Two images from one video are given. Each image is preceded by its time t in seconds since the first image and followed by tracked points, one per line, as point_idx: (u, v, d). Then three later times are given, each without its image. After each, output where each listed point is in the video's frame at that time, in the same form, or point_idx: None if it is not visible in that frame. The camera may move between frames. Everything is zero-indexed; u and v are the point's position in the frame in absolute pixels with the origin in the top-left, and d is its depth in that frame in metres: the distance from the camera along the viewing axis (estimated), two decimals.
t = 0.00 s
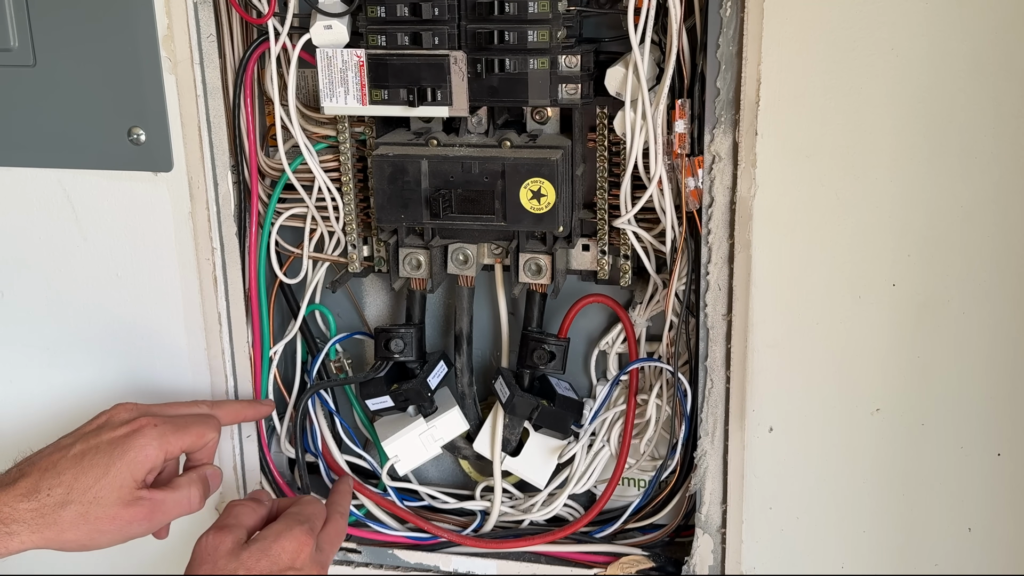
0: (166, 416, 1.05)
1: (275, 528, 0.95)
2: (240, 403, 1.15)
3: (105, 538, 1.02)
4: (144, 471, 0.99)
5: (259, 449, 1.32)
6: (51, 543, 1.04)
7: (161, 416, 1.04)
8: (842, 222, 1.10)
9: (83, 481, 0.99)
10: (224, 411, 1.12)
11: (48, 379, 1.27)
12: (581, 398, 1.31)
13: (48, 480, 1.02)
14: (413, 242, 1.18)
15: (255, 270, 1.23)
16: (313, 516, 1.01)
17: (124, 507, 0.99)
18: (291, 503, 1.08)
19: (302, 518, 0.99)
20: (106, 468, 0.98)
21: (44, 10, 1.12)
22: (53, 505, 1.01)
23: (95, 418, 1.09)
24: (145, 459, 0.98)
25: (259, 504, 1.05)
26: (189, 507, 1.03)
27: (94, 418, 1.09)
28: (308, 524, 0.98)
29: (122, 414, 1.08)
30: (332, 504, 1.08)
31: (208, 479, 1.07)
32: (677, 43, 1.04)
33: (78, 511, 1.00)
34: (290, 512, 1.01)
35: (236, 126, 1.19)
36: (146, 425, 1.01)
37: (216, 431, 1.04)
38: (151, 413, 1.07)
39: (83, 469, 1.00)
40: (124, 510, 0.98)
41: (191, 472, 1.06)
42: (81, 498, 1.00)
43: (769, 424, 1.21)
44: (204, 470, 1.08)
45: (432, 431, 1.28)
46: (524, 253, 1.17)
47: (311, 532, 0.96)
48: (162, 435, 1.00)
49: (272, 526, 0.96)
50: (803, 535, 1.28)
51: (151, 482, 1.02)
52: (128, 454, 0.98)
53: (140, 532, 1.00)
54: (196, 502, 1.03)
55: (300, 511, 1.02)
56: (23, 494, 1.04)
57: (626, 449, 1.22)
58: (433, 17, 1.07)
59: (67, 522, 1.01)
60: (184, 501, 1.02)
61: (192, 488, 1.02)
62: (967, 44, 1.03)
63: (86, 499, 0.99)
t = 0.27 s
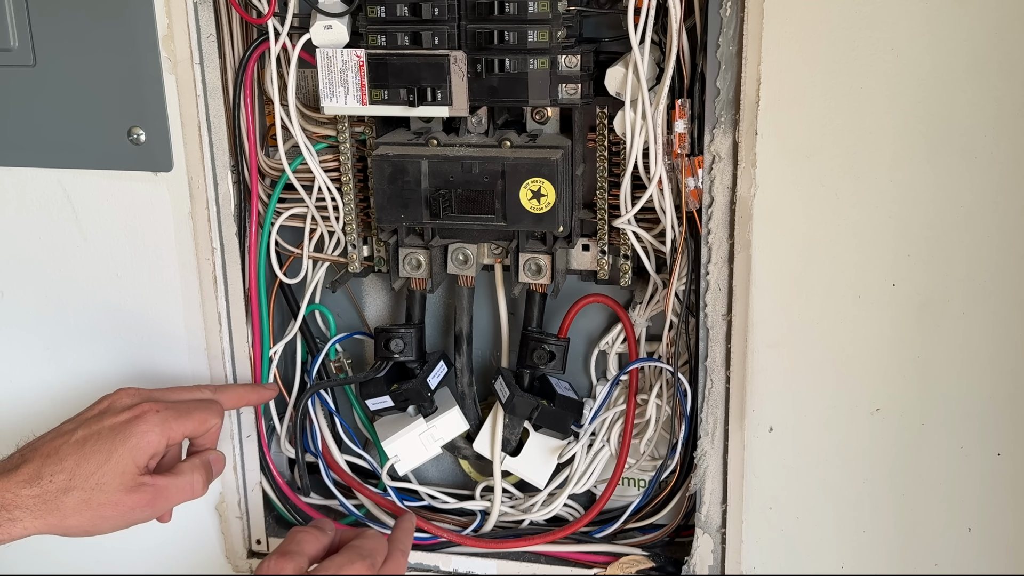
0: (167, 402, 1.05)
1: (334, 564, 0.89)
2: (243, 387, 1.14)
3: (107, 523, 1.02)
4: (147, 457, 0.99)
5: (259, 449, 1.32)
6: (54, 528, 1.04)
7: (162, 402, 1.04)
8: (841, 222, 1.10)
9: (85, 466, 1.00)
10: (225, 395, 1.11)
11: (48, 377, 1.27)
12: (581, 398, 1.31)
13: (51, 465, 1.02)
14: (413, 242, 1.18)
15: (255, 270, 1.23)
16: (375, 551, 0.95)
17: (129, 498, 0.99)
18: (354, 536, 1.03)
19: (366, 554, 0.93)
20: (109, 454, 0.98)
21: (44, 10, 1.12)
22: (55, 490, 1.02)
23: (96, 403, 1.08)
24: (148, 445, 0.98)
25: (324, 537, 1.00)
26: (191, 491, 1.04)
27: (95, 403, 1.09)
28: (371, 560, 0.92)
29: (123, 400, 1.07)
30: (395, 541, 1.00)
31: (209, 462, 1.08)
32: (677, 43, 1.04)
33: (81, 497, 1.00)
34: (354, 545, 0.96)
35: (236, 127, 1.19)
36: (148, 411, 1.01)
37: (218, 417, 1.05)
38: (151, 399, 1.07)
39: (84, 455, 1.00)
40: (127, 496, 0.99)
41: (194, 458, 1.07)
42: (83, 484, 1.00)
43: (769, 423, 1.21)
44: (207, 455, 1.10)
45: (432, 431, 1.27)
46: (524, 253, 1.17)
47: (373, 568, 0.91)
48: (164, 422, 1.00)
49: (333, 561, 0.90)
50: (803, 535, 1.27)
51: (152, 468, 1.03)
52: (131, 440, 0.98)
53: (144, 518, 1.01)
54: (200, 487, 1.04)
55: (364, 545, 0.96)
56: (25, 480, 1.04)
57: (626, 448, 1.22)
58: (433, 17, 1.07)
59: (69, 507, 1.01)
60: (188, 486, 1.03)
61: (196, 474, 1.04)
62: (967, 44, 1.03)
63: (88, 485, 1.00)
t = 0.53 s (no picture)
0: (166, 403, 1.05)
1: None
2: (243, 389, 1.14)
3: (108, 525, 1.01)
4: (146, 459, 0.99)
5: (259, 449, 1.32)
6: (54, 531, 1.03)
7: (161, 404, 1.04)
8: (841, 222, 1.10)
9: (84, 469, 0.99)
10: (225, 397, 1.11)
11: (48, 378, 1.27)
12: (581, 398, 1.31)
13: (50, 468, 1.01)
14: (413, 242, 1.18)
15: (255, 270, 1.23)
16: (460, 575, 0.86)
17: (132, 498, 0.99)
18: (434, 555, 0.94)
19: None
20: (108, 456, 0.98)
21: (44, 10, 1.12)
22: (54, 494, 1.01)
23: (95, 405, 1.09)
24: (147, 447, 0.98)
25: (405, 552, 0.91)
26: (191, 494, 1.04)
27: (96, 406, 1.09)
28: None
29: (123, 402, 1.07)
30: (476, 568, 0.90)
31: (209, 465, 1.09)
32: (677, 43, 1.04)
33: (80, 500, 0.99)
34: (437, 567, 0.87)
35: (236, 126, 1.18)
36: (147, 413, 1.01)
37: (218, 419, 1.05)
38: (151, 399, 1.07)
39: (84, 457, 0.99)
40: (127, 498, 0.99)
41: (194, 461, 1.08)
42: (82, 487, 0.99)
43: (769, 424, 1.21)
44: (206, 457, 1.10)
45: (431, 431, 1.27)
46: (524, 253, 1.17)
47: None
48: (163, 424, 1.00)
49: None
50: (803, 535, 1.27)
51: (152, 470, 1.03)
52: (130, 443, 0.98)
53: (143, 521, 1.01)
54: (200, 489, 1.05)
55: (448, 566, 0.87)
56: (24, 483, 1.03)
57: (626, 449, 1.22)
58: (433, 17, 1.06)
59: (69, 510, 1.00)
60: (188, 488, 1.03)
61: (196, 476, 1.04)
62: (967, 44, 1.03)
63: (87, 488, 0.99)
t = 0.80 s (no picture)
0: (173, 401, 1.05)
1: (502, 548, 0.85)
2: (251, 389, 1.13)
3: (116, 523, 1.01)
4: (155, 457, 0.99)
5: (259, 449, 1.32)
6: (62, 529, 1.02)
7: (169, 401, 1.05)
8: (841, 221, 1.10)
9: (93, 466, 0.99)
10: (233, 396, 1.11)
11: (48, 378, 1.27)
12: (581, 398, 1.31)
13: (59, 465, 1.02)
14: (413, 242, 1.18)
15: (255, 270, 1.23)
16: (537, 537, 0.90)
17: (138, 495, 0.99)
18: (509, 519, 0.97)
19: (530, 541, 0.87)
20: (116, 454, 0.98)
21: (44, 10, 1.12)
22: (63, 490, 1.01)
23: (104, 403, 1.08)
24: (156, 445, 0.99)
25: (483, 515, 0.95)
26: (198, 493, 1.04)
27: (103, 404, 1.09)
28: (533, 546, 0.87)
29: (132, 399, 1.06)
30: (553, 528, 0.96)
31: (217, 465, 1.09)
32: (677, 43, 1.04)
33: (89, 496, 0.99)
34: (519, 530, 0.90)
35: (236, 126, 1.18)
36: (155, 411, 1.01)
37: (226, 417, 1.05)
38: (159, 397, 1.07)
39: (92, 454, 0.99)
40: (135, 496, 0.99)
41: (201, 459, 1.08)
42: (90, 485, 0.99)
43: (770, 424, 1.22)
44: (214, 456, 1.10)
45: (432, 431, 1.27)
46: (524, 253, 1.17)
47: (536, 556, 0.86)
48: (172, 421, 1.00)
49: (497, 543, 0.86)
50: (803, 535, 1.28)
51: (159, 468, 1.03)
52: (139, 440, 0.98)
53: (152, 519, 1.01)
54: (207, 488, 1.05)
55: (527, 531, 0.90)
56: (34, 479, 1.03)
57: (626, 449, 1.22)
58: (433, 17, 1.07)
59: (77, 507, 1.00)
60: (196, 486, 1.03)
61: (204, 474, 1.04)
62: (966, 44, 1.03)
63: (95, 485, 0.99)
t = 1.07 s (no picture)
0: (174, 398, 1.06)
1: (550, 491, 0.89)
2: (252, 384, 1.13)
3: (120, 522, 1.00)
4: (156, 454, 0.99)
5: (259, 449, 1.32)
6: (66, 528, 1.02)
7: (170, 399, 1.05)
8: (841, 222, 1.10)
9: (95, 464, 0.99)
10: (234, 392, 1.11)
11: (48, 378, 1.27)
12: (581, 399, 1.31)
13: (61, 464, 1.01)
14: (413, 242, 1.18)
15: (254, 270, 1.23)
16: (584, 480, 0.94)
17: (142, 494, 0.99)
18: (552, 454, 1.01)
19: (578, 484, 0.91)
20: (117, 451, 0.98)
21: (44, 10, 1.12)
22: (65, 489, 1.00)
23: (106, 400, 1.08)
24: (157, 441, 0.99)
25: (528, 452, 0.98)
26: (202, 488, 1.04)
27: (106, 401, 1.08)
28: (580, 487, 0.91)
29: (133, 397, 1.06)
30: (600, 468, 1.01)
31: (220, 460, 1.09)
32: (677, 43, 1.04)
33: (91, 495, 0.99)
34: (564, 470, 0.95)
35: (236, 126, 1.18)
36: (156, 408, 1.01)
37: (226, 413, 1.06)
38: (160, 394, 1.07)
39: (94, 453, 0.99)
40: (137, 493, 0.98)
41: (204, 456, 1.08)
42: (93, 483, 0.99)
43: (770, 424, 1.21)
44: (217, 452, 1.10)
45: (432, 430, 1.27)
46: (525, 253, 1.17)
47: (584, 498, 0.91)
48: (173, 418, 1.00)
49: (546, 484, 0.90)
50: (803, 535, 1.27)
51: (162, 465, 1.03)
52: (140, 437, 0.98)
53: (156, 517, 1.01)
54: (211, 483, 1.05)
55: (574, 473, 0.94)
56: (36, 479, 1.03)
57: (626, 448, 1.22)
58: (433, 17, 1.07)
59: (80, 506, 0.99)
60: (199, 483, 1.03)
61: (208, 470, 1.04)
62: (967, 44, 1.03)
63: (98, 484, 0.99)
